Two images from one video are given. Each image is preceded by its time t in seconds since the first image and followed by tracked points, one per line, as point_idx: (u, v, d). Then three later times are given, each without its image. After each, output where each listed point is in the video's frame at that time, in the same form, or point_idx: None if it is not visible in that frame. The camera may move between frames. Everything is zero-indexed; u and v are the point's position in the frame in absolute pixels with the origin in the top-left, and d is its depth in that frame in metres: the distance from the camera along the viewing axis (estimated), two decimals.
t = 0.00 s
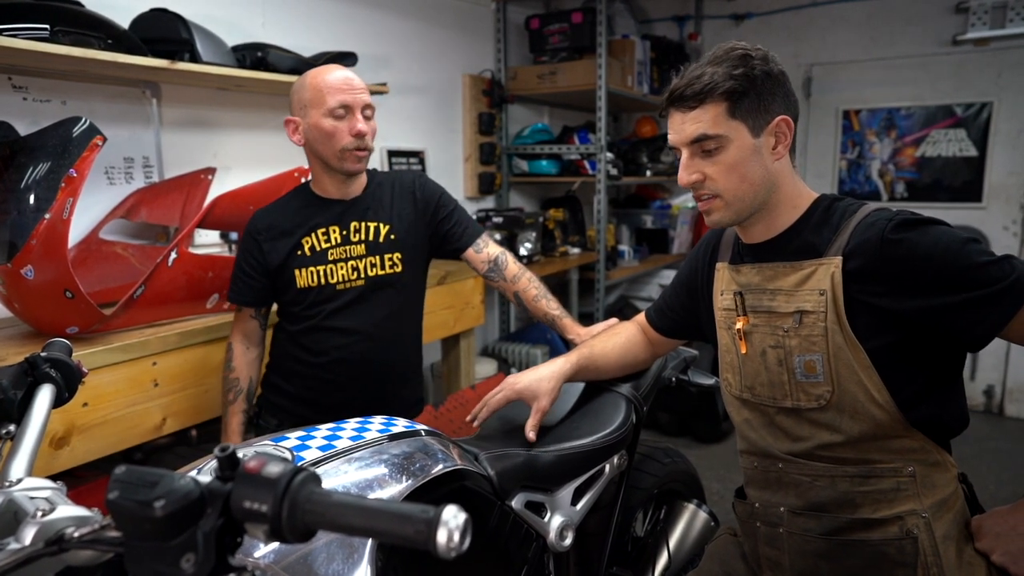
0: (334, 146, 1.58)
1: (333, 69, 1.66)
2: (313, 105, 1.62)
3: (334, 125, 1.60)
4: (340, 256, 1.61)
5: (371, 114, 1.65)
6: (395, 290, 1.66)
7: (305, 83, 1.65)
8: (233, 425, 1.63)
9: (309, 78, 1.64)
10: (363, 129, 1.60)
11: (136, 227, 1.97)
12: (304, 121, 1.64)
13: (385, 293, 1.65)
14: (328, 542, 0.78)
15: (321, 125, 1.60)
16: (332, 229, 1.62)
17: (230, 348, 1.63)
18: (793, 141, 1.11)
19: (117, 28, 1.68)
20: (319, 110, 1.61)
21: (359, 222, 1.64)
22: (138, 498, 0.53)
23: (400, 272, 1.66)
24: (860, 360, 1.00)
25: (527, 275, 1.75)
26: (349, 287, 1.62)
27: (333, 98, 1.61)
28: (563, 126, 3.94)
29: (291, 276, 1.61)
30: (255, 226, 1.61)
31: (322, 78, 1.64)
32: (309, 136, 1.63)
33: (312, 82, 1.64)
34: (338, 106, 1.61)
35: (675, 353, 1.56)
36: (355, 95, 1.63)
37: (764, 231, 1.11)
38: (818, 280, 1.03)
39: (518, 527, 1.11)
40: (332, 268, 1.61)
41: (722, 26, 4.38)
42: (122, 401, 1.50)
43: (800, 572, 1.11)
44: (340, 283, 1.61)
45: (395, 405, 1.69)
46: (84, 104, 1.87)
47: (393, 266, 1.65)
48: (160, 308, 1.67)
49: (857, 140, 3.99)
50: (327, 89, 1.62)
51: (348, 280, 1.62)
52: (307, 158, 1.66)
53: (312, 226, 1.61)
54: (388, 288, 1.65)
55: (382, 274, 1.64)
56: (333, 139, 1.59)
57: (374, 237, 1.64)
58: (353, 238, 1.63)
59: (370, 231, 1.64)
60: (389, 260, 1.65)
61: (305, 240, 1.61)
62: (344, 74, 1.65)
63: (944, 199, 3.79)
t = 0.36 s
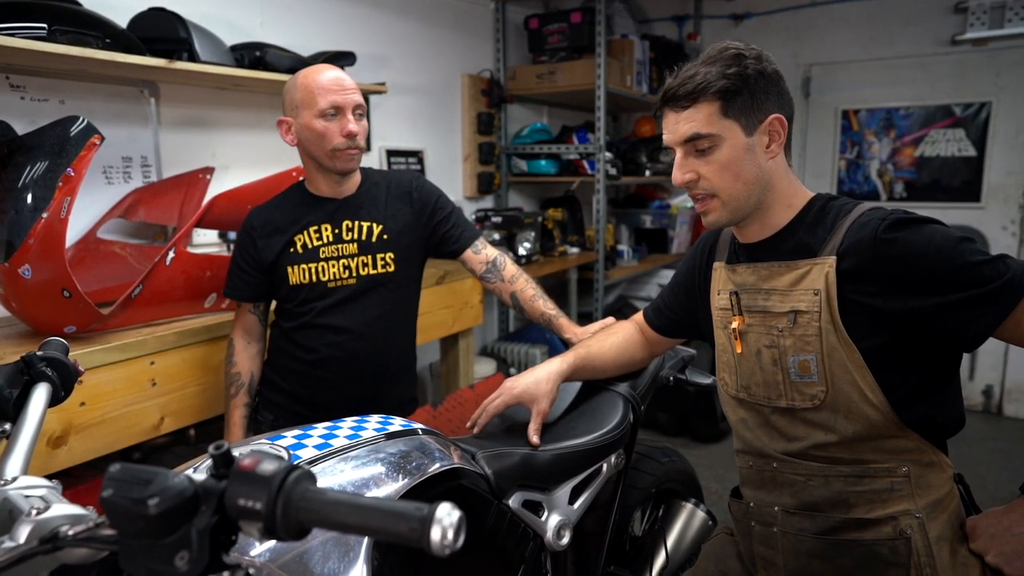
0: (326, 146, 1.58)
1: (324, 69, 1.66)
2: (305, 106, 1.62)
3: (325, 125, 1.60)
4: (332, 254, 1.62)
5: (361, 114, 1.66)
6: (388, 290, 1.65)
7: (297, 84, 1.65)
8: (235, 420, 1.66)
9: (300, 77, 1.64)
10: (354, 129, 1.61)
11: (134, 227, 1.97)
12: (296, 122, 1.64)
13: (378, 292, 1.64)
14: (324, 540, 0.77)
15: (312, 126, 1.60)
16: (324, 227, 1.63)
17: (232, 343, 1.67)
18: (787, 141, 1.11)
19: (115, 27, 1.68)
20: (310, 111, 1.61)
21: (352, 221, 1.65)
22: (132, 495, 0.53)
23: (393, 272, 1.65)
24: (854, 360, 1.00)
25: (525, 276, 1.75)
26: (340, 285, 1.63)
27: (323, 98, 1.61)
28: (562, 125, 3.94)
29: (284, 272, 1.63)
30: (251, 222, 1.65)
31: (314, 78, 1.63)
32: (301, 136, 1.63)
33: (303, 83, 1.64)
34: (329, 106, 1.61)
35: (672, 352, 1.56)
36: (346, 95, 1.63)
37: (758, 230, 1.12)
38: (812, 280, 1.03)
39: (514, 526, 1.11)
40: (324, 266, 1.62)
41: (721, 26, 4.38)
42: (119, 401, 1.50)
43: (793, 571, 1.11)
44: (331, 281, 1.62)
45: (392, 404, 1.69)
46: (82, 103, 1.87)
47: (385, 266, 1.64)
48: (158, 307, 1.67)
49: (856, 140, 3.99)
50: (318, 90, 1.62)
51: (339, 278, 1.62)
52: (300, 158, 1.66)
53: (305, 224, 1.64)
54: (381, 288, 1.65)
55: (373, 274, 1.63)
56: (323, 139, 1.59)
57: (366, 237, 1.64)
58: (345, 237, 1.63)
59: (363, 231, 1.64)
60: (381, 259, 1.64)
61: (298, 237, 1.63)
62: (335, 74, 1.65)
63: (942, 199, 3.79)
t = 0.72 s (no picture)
0: (326, 148, 1.59)
1: (325, 71, 1.66)
2: (305, 108, 1.62)
3: (325, 128, 1.60)
4: (329, 254, 1.63)
5: (361, 117, 1.66)
6: (385, 289, 1.65)
7: (298, 86, 1.65)
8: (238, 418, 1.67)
9: (302, 79, 1.64)
10: (353, 132, 1.61)
11: (132, 227, 1.97)
12: (296, 123, 1.64)
13: (375, 292, 1.65)
14: (321, 539, 0.78)
15: (312, 129, 1.61)
16: (322, 227, 1.63)
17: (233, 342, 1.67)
18: (783, 142, 1.11)
19: (113, 28, 1.68)
20: (310, 113, 1.61)
21: (350, 222, 1.65)
22: (130, 495, 0.53)
23: (389, 272, 1.65)
24: (850, 360, 1.01)
25: (522, 275, 1.74)
26: (337, 285, 1.63)
27: (324, 101, 1.61)
28: (560, 126, 3.95)
29: (281, 271, 1.63)
30: (251, 221, 1.66)
31: (315, 81, 1.64)
32: (301, 138, 1.63)
33: (304, 85, 1.64)
34: (329, 109, 1.61)
35: (669, 352, 1.57)
36: (346, 98, 1.63)
37: (754, 231, 1.12)
38: (809, 280, 1.04)
39: (512, 526, 1.11)
40: (321, 265, 1.62)
41: (720, 26, 4.38)
42: (118, 401, 1.51)
43: (788, 571, 1.11)
44: (327, 281, 1.63)
45: (390, 405, 1.69)
46: (81, 104, 1.87)
47: (381, 266, 1.64)
48: (157, 308, 1.67)
49: (854, 140, 3.99)
50: (319, 92, 1.62)
51: (336, 278, 1.63)
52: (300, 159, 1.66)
53: (302, 224, 1.64)
54: (378, 288, 1.65)
55: (370, 274, 1.64)
56: (322, 142, 1.59)
57: (363, 236, 1.64)
58: (342, 237, 1.63)
59: (359, 231, 1.64)
60: (377, 259, 1.65)
61: (296, 237, 1.63)
62: (336, 77, 1.65)
63: (940, 200, 3.80)
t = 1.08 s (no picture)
0: (324, 152, 1.59)
1: (322, 74, 1.66)
2: (303, 112, 1.63)
3: (323, 131, 1.61)
4: (328, 253, 1.63)
5: (359, 119, 1.67)
6: (384, 288, 1.66)
7: (295, 88, 1.66)
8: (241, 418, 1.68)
9: (299, 82, 1.64)
10: (351, 135, 1.61)
11: (130, 227, 1.97)
12: (295, 127, 1.65)
13: (375, 291, 1.65)
14: (316, 536, 0.78)
15: (310, 132, 1.62)
16: (321, 227, 1.64)
17: (233, 341, 1.68)
18: (777, 142, 1.12)
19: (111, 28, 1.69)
20: (308, 117, 1.62)
21: (349, 221, 1.65)
22: (126, 492, 0.54)
23: (388, 271, 1.66)
24: (843, 358, 1.01)
25: (520, 274, 1.74)
26: (336, 284, 1.64)
27: (322, 104, 1.61)
28: (558, 126, 3.95)
29: (281, 271, 1.64)
30: (251, 221, 1.67)
31: (312, 84, 1.64)
32: (299, 141, 1.64)
33: (302, 87, 1.64)
34: (327, 112, 1.61)
35: (665, 351, 1.58)
36: (343, 101, 1.63)
37: (746, 230, 1.13)
38: (802, 279, 1.04)
39: (509, 524, 1.12)
40: (321, 264, 1.63)
41: (717, 27, 4.39)
42: (116, 400, 1.51)
43: (782, 567, 1.12)
44: (327, 280, 1.63)
45: (388, 404, 1.70)
46: (79, 104, 1.87)
47: (381, 265, 1.65)
48: (155, 307, 1.67)
49: (851, 140, 4.00)
50: (316, 96, 1.62)
51: (336, 277, 1.63)
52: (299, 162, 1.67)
53: (301, 224, 1.64)
54: (377, 287, 1.65)
55: (371, 273, 1.64)
56: (321, 145, 1.60)
57: (362, 236, 1.65)
58: (342, 236, 1.64)
59: (359, 230, 1.65)
60: (377, 258, 1.65)
61: (295, 236, 1.64)
62: (333, 79, 1.65)
63: (937, 200, 3.81)
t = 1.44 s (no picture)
0: (323, 152, 1.60)
1: (321, 74, 1.66)
2: (301, 111, 1.63)
3: (322, 131, 1.61)
4: (327, 251, 1.63)
5: (358, 119, 1.67)
6: (383, 287, 1.66)
7: (294, 88, 1.66)
8: (241, 418, 1.68)
9: (298, 82, 1.64)
10: (350, 135, 1.62)
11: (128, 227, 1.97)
12: (293, 126, 1.66)
13: (374, 289, 1.65)
14: (314, 534, 0.78)
15: (309, 132, 1.62)
16: (320, 225, 1.64)
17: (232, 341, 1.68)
18: (772, 142, 1.12)
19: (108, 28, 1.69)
20: (306, 116, 1.62)
21: (348, 220, 1.66)
22: (123, 490, 0.54)
23: (388, 269, 1.66)
24: (838, 356, 1.02)
25: (517, 274, 1.75)
26: (335, 282, 1.64)
27: (321, 104, 1.61)
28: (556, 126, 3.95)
29: (280, 269, 1.64)
30: (250, 221, 1.67)
31: (311, 84, 1.64)
32: (298, 140, 1.65)
33: (301, 87, 1.64)
34: (326, 112, 1.61)
35: (663, 350, 1.58)
36: (343, 100, 1.63)
37: (741, 229, 1.13)
38: (797, 278, 1.05)
39: (506, 522, 1.12)
40: (320, 262, 1.63)
41: (715, 27, 4.38)
42: (113, 399, 1.51)
43: (778, 564, 1.13)
44: (326, 279, 1.64)
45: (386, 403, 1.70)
46: (76, 104, 1.87)
47: (380, 263, 1.65)
48: (152, 307, 1.67)
49: (848, 141, 4.02)
50: (315, 96, 1.63)
51: (335, 275, 1.64)
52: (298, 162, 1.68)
53: (300, 223, 1.64)
54: (376, 286, 1.66)
55: (370, 271, 1.65)
56: (320, 145, 1.60)
57: (361, 235, 1.65)
58: (341, 235, 1.64)
59: (358, 229, 1.65)
60: (376, 257, 1.66)
61: (294, 235, 1.64)
62: (332, 79, 1.65)
63: (934, 200, 3.83)
